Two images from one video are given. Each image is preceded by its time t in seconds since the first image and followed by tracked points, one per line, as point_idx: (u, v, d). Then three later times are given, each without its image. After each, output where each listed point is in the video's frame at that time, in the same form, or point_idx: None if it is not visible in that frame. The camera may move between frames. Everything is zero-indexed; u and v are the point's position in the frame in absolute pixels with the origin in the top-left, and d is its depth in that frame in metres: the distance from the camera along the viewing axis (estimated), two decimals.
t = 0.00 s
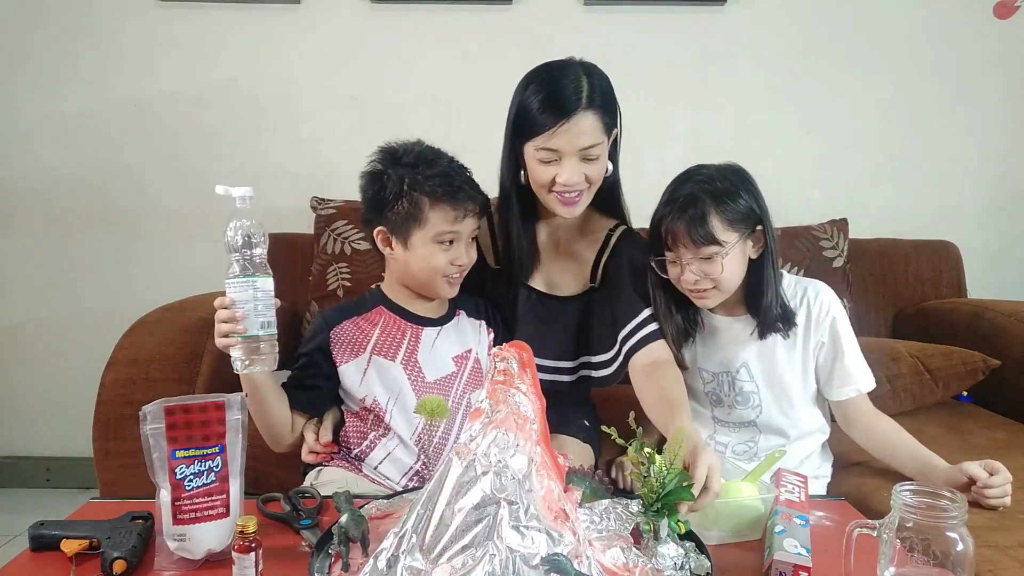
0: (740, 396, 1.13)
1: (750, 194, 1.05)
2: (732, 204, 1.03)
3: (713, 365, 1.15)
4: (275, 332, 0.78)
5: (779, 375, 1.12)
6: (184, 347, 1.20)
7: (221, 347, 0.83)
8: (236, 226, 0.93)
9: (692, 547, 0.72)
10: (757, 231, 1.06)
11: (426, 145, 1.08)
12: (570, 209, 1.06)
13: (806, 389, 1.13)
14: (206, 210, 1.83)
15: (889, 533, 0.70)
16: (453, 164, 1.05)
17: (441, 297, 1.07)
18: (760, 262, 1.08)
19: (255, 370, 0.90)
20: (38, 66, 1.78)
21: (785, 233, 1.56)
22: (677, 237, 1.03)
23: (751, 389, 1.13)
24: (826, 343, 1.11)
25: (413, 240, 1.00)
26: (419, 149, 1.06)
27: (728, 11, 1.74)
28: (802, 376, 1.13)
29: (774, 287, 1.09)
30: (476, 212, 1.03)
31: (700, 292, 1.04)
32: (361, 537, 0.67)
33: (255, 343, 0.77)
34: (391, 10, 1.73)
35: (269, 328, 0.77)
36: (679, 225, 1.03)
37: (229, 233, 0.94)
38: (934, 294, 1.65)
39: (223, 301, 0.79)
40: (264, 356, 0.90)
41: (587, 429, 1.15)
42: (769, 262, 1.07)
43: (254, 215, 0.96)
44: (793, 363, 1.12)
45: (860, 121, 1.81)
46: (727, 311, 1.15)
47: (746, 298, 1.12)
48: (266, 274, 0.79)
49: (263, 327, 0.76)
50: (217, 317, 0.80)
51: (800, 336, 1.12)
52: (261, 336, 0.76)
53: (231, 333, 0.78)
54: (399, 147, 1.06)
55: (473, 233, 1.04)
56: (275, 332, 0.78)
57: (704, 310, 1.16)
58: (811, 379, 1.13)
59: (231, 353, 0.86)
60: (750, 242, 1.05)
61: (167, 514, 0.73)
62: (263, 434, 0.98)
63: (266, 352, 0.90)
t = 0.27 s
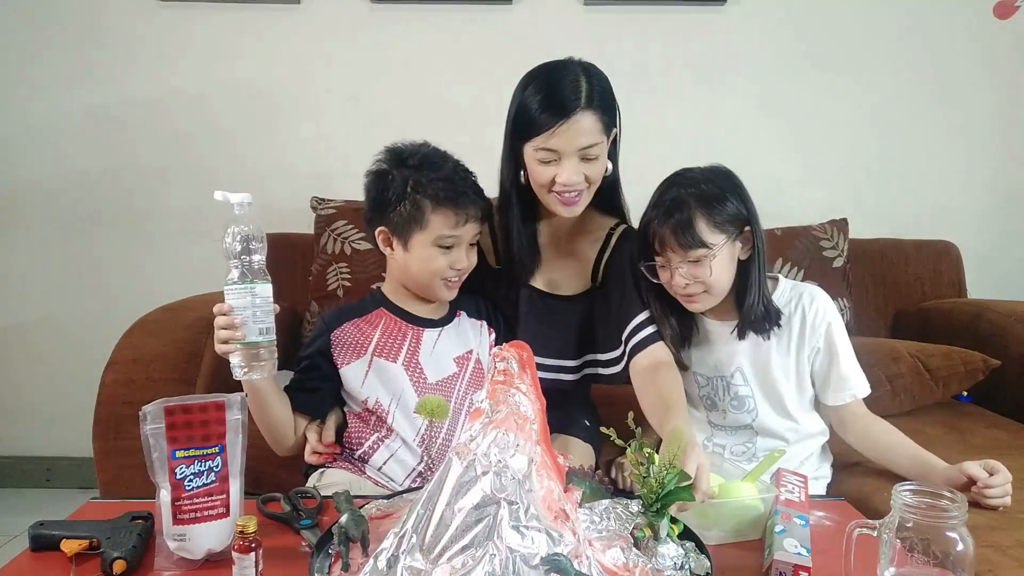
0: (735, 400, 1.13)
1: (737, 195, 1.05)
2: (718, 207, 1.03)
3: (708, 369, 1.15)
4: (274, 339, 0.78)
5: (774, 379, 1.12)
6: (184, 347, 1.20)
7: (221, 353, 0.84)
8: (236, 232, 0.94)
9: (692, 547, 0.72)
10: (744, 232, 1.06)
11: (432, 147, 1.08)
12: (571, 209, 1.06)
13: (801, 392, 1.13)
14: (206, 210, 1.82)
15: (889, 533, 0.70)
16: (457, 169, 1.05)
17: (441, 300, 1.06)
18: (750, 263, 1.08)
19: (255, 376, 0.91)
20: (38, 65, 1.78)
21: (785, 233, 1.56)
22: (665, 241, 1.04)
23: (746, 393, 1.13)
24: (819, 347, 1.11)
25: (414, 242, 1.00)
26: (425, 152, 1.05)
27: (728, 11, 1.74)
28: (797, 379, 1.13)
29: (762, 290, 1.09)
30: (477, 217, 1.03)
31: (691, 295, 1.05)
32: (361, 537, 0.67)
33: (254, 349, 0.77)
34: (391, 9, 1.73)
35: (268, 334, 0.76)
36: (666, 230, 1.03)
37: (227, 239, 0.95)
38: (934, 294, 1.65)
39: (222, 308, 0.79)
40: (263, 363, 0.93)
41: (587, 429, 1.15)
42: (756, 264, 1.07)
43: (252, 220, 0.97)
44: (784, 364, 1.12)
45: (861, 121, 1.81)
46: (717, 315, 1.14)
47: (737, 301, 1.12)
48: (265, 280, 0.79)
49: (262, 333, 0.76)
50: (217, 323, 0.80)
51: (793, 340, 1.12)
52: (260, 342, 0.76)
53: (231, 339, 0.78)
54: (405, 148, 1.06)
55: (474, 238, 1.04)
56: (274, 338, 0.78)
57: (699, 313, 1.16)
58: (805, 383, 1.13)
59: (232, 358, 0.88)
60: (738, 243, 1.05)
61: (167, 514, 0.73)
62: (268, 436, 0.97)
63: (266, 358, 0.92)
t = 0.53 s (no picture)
0: (735, 399, 1.13)
1: (737, 193, 1.05)
2: (719, 205, 1.03)
3: (709, 368, 1.15)
4: (277, 340, 0.78)
5: (774, 378, 1.12)
6: (184, 347, 1.20)
7: (225, 353, 0.83)
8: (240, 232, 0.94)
9: (692, 547, 0.72)
10: (744, 230, 1.06)
11: (453, 153, 1.08)
12: (569, 210, 1.06)
13: (802, 391, 1.13)
14: (206, 210, 1.83)
15: (889, 533, 0.70)
16: (462, 174, 1.04)
17: (438, 304, 1.06)
18: (751, 260, 1.08)
19: (256, 377, 0.91)
20: (38, 66, 1.78)
21: (785, 233, 1.56)
22: (666, 239, 1.04)
23: (746, 392, 1.13)
24: (819, 345, 1.11)
25: (405, 243, 1.00)
26: (436, 153, 1.06)
27: (728, 11, 1.74)
28: (797, 377, 1.13)
29: (763, 287, 1.09)
30: (474, 228, 1.02)
31: (692, 293, 1.05)
32: (361, 537, 0.67)
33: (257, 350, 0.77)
34: (391, 9, 1.74)
35: (271, 335, 0.76)
36: (667, 228, 1.03)
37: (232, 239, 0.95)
38: (934, 294, 1.65)
39: (225, 308, 0.79)
40: (264, 364, 0.92)
41: (588, 429, 1.15)
42: (757, 261, 1.07)
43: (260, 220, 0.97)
44: (786, 362, 1.12)
45: (860, 120, 1.81)
46: (719, 313, 1.15)
47: (738, 298, 1.12)
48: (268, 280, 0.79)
49: (264, 335, 0.76)
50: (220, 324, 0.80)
51: (794, 339, 1.12)
52: (263, 344, 0.76)
53: (234, 340, 0.78)
54: (418, 147, 1.07)
55: (469, 247, 1.02)
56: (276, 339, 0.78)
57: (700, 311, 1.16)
58: (806, 381, 1.13)
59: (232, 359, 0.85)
60: (738, 241, 1.05)
61: (167, 514, 0.73)
62: (266, 435, 0.97)
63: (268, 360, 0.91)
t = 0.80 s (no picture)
0: (735, 398, 1.13)
1: (737, 192, 1.05)
2: (719, 204, 1.03)
3: (708, 367, 1.15)
4: (273, 340, 0.78)
5: (774, 377, 1.12)
6: (184, 347, 1.20)
7: (221, 353, 0.83)
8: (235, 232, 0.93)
9: (692, 548, 0.72)
10: (744, 228, 1.06)
11: (454, 153, 1.08)
12: (569, 212, 1.07)
13: (802, 390, 1.13)
14: (206, 210, 1.83)
15: (889, 533, 0.70)
16: (462, 174, 1.04)
17: (437, 304, 1.06)
18: (751, 258, 1.08)
19: (254, 377, 0.91)
20: (38, 66, 1.78)
21: (785, 233, 1.56)
22: (666, 238, 1.04)
23: (745, 391, 1.13)
24: (819, 343, 1.11)
25: (404, 243, 1.00)
26: (436, 153, 1.06)
27: (728, 11, 1.74)
28: (797, 376, 1.13)
29: (763, 285, 1.09)
30: (473, 228, 1.01)
31: (692, 292, 1.05)
32: (361, 537, 0.67)
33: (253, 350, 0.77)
34: (391, 9, 1.73)
35: (267, 335, 0.76)
36: (667, 226, 1.03)
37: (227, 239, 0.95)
38: (934, 294, 1.65)
39: (222, 309, 0.79)
40: (263, 363, 0.93)
41: (588, 429, 1.15)
42: (757, 259, 1.07)
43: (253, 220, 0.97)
44: (786, 360, 1.12)
45: (860, 120, 1.81)
46: (720, 311, 1.15)
47: (738, 297, 1.12)
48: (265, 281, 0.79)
49: (261, 335, 0.76)
50: (217, 324, 0.80)
51: (794, 337, 1.12)
52: (259, 344, 0.76)
53: (230, 340, 0.78)
54: (418, 147, 1.07)
55: (469, 248, 1.02)
56: (273, 339, 0.78)
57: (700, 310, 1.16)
58: (806, 380, 1.13)
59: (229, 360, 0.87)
60: (738, 239, 1.05)
61: (167, 514, 0.73)
62: (266, 435, 0.97)
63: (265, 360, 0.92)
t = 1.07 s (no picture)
0: (734, 399, 1.13)
1: (735, 193, 1.05)
2: (717, 205, 1.03)
3: (707, 367, 1.15)
4: (269, 340, 0.78)
5: (773, 377, 1.12)
6: (184, 347, 1.20)
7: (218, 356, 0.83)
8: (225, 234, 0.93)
9: (692, 548, 0.72)
10: (743, 229, 1.05)
11: (446, 152, 1.08)
12: (569, 212, 1.06)
13: (801, 390, 1.13)
14: (207, 210, 1.83)
15: (889, 533, 0.70)
16: (455, 171, 1.04)
17: (434, 303, 1.06)
18: (749, 260, 1.08)
19: (252, 377, 0.92)
20: (38, 66, 1.78)
21: (785, 233, 1.56)
22: (664, 240, 1.04)
23: (744, 391, 1.13)
24: (818, 344, 1.11)
25: (400, 242, 1.01)
26: (429, 152, 1.06)
27: (728, 11, 1.74)
28: (796, 377, 1.13)
29: (762, 287, 1.09)
30: (466, 224, 1.01)
31: (691, 293, 1.04)
32: (361, 537, 0.67)
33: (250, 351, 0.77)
34: (391, 9, 1.73)
35: (262, 335, 0.76)
36: (665, 229, 1.03)
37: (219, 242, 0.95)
38: (934, 294, 1.65)
39: (216, 311, 0.79)
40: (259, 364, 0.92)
41: (588, 429, 1.16)
42: (756, 260, 1.07)
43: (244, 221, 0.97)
44: (785, 361, 1.12)
45: (860, 121, 1.81)
46: (719, 312, 1.15)
47: (737, 298, 1.12)
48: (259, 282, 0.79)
49: (256, 335, 0.76)
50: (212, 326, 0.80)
51: (793, 338, 1.12)
52: (255, 344, 0.76)
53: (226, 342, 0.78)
54: (411, 147, 1.07)
55: (463, 245, 1.01)
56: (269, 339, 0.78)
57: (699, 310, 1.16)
58: (805, 381, 1.13)
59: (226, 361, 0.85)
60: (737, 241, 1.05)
61: (167, 514, 0.73)
62: (265, 435, 0.98)
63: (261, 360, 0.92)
